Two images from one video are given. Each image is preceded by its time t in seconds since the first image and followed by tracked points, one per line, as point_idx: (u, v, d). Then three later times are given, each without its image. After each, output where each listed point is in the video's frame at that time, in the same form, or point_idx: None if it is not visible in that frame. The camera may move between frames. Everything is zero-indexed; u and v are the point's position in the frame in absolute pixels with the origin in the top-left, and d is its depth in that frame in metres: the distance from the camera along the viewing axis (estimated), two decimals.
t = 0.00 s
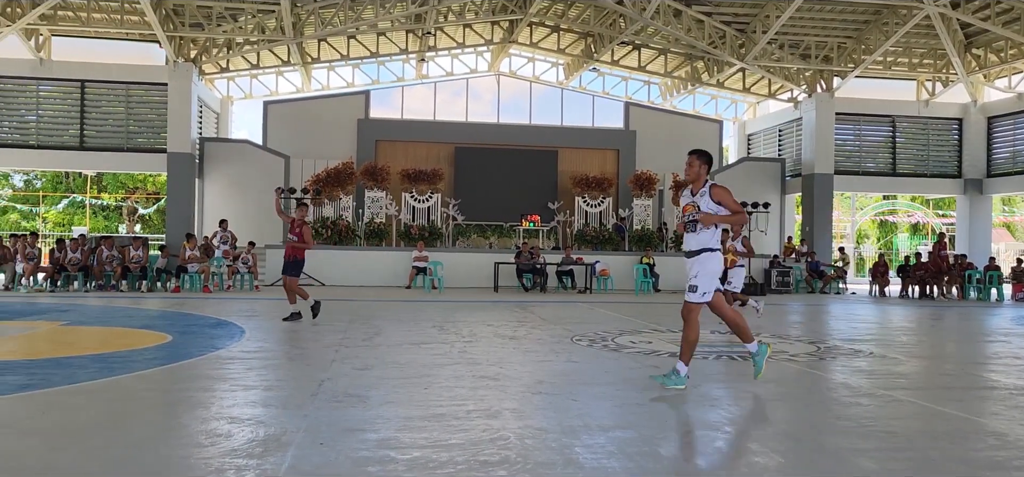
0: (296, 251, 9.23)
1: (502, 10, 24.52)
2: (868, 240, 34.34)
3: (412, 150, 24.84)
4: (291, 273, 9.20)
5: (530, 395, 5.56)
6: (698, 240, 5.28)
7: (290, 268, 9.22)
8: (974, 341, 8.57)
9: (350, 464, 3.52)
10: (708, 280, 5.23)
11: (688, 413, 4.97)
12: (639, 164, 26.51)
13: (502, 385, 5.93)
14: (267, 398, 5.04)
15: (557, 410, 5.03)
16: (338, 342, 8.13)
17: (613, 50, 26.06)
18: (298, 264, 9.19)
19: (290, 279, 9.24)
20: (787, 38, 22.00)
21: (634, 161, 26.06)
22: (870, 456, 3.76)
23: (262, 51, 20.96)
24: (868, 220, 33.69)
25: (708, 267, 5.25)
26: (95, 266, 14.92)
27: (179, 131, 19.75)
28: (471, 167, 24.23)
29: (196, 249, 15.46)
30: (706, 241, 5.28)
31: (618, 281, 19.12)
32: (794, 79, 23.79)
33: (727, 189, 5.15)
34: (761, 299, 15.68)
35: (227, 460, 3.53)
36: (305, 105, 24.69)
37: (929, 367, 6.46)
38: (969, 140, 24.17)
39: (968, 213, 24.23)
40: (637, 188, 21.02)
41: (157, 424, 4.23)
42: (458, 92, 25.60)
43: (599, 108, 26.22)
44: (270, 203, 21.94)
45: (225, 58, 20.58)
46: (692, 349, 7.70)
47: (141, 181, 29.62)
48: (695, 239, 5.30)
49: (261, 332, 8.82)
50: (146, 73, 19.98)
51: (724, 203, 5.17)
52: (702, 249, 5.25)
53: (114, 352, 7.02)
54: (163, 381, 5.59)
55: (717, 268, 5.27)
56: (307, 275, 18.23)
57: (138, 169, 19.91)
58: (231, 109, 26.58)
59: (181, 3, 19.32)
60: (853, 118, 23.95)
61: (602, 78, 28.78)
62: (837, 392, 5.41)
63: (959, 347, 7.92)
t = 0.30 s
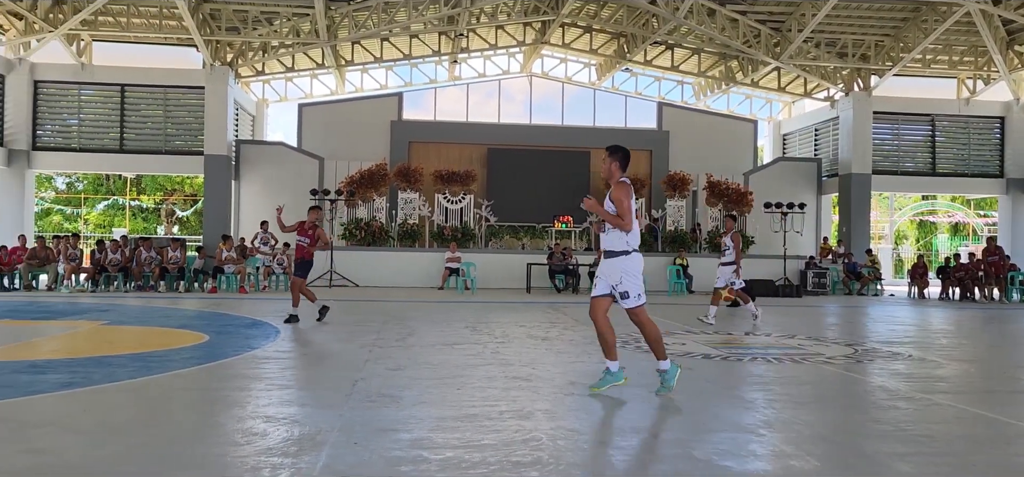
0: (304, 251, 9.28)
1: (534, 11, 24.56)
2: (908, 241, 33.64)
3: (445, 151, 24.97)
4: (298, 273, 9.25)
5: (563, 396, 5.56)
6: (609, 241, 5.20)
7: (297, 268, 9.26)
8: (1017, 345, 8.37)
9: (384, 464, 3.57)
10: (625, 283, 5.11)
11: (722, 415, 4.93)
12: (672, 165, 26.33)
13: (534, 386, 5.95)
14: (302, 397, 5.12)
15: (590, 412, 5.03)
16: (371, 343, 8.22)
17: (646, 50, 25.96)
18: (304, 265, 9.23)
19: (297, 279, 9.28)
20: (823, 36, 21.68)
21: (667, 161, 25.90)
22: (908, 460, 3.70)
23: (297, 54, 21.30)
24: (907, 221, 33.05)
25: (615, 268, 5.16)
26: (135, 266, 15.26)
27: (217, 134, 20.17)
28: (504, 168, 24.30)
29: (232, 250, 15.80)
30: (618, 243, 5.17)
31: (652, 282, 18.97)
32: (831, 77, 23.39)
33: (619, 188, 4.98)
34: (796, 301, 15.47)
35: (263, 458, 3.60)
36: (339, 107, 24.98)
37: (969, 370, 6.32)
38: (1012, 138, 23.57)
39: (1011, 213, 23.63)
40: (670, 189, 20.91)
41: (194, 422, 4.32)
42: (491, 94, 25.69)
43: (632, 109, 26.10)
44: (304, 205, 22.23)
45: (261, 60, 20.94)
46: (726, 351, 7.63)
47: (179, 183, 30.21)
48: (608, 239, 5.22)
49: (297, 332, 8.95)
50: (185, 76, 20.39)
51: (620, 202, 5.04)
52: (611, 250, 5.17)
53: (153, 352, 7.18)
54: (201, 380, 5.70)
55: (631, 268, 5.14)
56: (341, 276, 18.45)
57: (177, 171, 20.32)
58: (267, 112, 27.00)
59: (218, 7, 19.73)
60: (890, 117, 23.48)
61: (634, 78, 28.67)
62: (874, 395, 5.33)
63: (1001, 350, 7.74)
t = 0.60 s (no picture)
0: (326, 252, 9.41)
1: (570, 12, 24.55)
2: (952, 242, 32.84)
3: (481, 152, 25.04)
4: (323, 273, 9.40)
5: (599, 398, 5.56)
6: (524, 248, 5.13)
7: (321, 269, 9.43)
8: None
9: (420, 463, 3.61)
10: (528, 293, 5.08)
11: (761, 418, 4.87)
12: (710, 165, 26.08)
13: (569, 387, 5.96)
14: (340, 397, 5.21)
15: (626, 414, 5.02)
16: (408, 343, 8.29)
17: (682, 50, 25.78)
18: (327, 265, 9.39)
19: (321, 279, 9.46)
20: (864, 34, 21.27)
21: (705, 161, 25.67)
22: (951, 465, 3.63)
23: (335, 57, 21.61)
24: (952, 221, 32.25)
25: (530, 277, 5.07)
26: (177, 267, 15.64)
27: (258, 136, 20.55)
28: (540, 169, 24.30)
29: (272, 252, 16.40)
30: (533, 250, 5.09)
31: (688, 284, 18.78)
32: (872, 76, 22.95)
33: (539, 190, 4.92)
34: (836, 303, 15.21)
35: (301, 457, 3.67)
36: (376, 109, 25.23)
37: (1016, 374, 6.16)
38: None
39: None
40: (708, 189, 20.71)
41: (234, 421, 4.41)
42: (527, 95, 25.70)
43: (668, 109, 25.91)
44: (342, 206, 22.50)
45: (299, 64, 21.30)
46: (765, 353, 7.55)
47: (220, 185, 30.80)
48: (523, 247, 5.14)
49: (334, 333, 9.08)
50: (225, 80, 20.79)
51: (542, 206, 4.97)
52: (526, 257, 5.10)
53: (195, 351, 7.35)
54: (241, 380, 5.82)
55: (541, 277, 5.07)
56: (379, 277, 18.64)
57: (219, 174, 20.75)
58: (305, 114, 27.43)
59: (258, 12, 20.13)
60: (934, 116, 22.88)
61: (670, 77, 28.45)
62: (918, 399, 5.22)
63: None
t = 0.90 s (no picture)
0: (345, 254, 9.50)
1: (606, 12, 24.49)
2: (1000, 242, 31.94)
3: (517, 154, 25.08)
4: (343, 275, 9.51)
5: (635, 400, 5.55)
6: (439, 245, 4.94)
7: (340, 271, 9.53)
8: None
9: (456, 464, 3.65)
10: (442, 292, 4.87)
11: (800, 422, 4.82)
12: (748, 165, 25.78)
13: (605, 389, 5.96)
14: (377, 397, 5.28)
15: (663, 416, 5.00)
16: (445, 344, 8.36)
17: (720, 49, 25.55)
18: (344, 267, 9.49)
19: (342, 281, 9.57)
20: (907, 31, 20.83)
21: (743, 161, 25.40)
22: (996, 471, 3.56)
23: (372, 59, 21.87)
24: (1000, 221, 31.39)
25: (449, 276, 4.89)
26: (218, 268, 15.95)
27: (296, 139, 20.90)
28: (576, 171, 24.26)
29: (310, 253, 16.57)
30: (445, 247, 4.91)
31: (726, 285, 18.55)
32: (914, 74, 22.51)
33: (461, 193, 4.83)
34: (878, 305, 14.92)
35: (339, 456, 3.73)
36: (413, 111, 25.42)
37: None
38: None
39: None
40: (746, 189, 20.45)
41: (274, 420, 4.50)
42: (563, 96, 25.63)
43: (705, 109, 25.66)
44: (380, 208, 22.73)
45: (336, 67, 21.62)
46: (804, 356, 7.45)
47: (259, 187, 31.33)
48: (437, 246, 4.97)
49: (372, 333, 9.19)
50: (265, 83, 21.18)
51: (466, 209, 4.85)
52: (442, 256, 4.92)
53: (236, 351, 7.51)
54: (280, 379, 5.93)
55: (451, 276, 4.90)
56: (415, 278, 18.81)
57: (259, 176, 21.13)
58: (343, 117, 27.81)
59: (297, 16, 20.45)
60: (979, 114, 22.27)
61: (707, 77, 28.22)
62: (962, 403, 5.11)
63: None
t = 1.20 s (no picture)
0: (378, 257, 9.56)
1: (639, 12, 24.39)
2: None
3: (551, 155, 25.06)
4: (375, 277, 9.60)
5: (669, 402, 5.52)
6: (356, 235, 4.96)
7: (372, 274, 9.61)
8: None
9: (489, 464, 3.68)
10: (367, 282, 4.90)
11: (837, 425, 4.75)
12: (784, 165, 25.47)
13: (639, 390, 5.95)
14: (412, 398, 5.34)
15: (697, 418, 4.97)
16: (478, 345, 8.41)
17: (755, 48, 25.28)
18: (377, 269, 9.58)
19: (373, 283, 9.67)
20: (948, 28, 20.37)
21: (779, 161, 25.10)
22: None
23: (406, 62, 22.05)
24: None
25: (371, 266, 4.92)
26: (255, 269, 16.30)
27: (332, 141, 21.16)
28: (610, 171, 24.15)
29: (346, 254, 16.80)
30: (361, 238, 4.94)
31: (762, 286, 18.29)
32: (955, 71, 22.04)
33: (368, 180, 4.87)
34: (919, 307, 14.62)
35: (374, 455, 3.79)
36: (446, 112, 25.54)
37: None
38: None
39: None
40: (782, 189, 20.20)
41: (311, 419, 4.58)
42: (596, 97, 25.52)
43: (741, 109, 25.38)
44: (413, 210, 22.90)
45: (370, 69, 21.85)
46: (843, 358, 7.34)
47: (295, 189, 31.75)
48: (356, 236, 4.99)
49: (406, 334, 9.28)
50: (301, 87, 21.50)
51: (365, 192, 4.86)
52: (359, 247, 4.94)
53: (273, 351, 7.65)
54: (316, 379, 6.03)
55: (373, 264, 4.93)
56: (449, 279, 18.93)
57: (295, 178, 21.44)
58: (377, 119, 28.10)
59: (331, 20, 20.72)
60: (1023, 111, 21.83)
61: (743, 76, 27.97)
62: (1006, 407, 5.00)
63: None
